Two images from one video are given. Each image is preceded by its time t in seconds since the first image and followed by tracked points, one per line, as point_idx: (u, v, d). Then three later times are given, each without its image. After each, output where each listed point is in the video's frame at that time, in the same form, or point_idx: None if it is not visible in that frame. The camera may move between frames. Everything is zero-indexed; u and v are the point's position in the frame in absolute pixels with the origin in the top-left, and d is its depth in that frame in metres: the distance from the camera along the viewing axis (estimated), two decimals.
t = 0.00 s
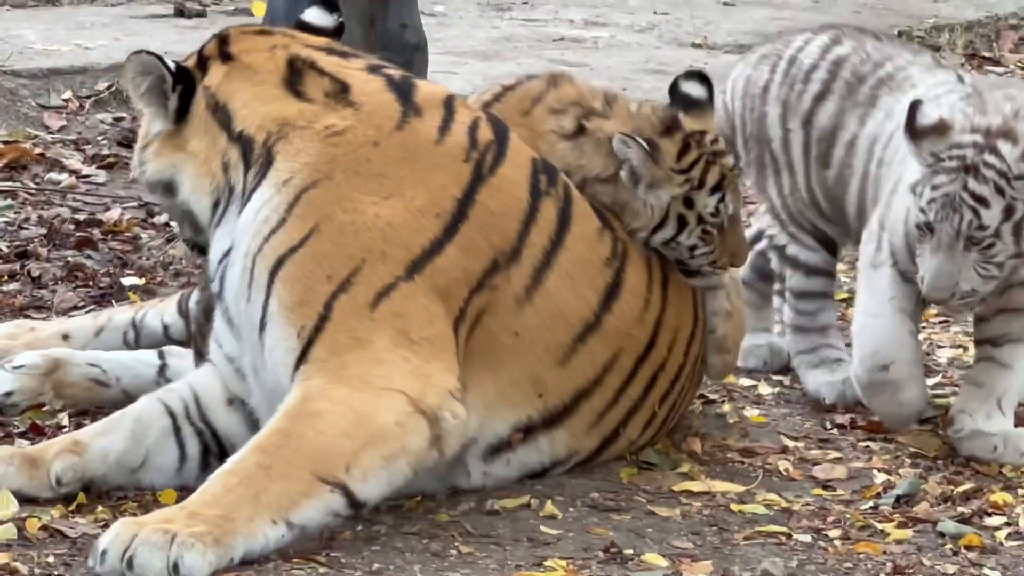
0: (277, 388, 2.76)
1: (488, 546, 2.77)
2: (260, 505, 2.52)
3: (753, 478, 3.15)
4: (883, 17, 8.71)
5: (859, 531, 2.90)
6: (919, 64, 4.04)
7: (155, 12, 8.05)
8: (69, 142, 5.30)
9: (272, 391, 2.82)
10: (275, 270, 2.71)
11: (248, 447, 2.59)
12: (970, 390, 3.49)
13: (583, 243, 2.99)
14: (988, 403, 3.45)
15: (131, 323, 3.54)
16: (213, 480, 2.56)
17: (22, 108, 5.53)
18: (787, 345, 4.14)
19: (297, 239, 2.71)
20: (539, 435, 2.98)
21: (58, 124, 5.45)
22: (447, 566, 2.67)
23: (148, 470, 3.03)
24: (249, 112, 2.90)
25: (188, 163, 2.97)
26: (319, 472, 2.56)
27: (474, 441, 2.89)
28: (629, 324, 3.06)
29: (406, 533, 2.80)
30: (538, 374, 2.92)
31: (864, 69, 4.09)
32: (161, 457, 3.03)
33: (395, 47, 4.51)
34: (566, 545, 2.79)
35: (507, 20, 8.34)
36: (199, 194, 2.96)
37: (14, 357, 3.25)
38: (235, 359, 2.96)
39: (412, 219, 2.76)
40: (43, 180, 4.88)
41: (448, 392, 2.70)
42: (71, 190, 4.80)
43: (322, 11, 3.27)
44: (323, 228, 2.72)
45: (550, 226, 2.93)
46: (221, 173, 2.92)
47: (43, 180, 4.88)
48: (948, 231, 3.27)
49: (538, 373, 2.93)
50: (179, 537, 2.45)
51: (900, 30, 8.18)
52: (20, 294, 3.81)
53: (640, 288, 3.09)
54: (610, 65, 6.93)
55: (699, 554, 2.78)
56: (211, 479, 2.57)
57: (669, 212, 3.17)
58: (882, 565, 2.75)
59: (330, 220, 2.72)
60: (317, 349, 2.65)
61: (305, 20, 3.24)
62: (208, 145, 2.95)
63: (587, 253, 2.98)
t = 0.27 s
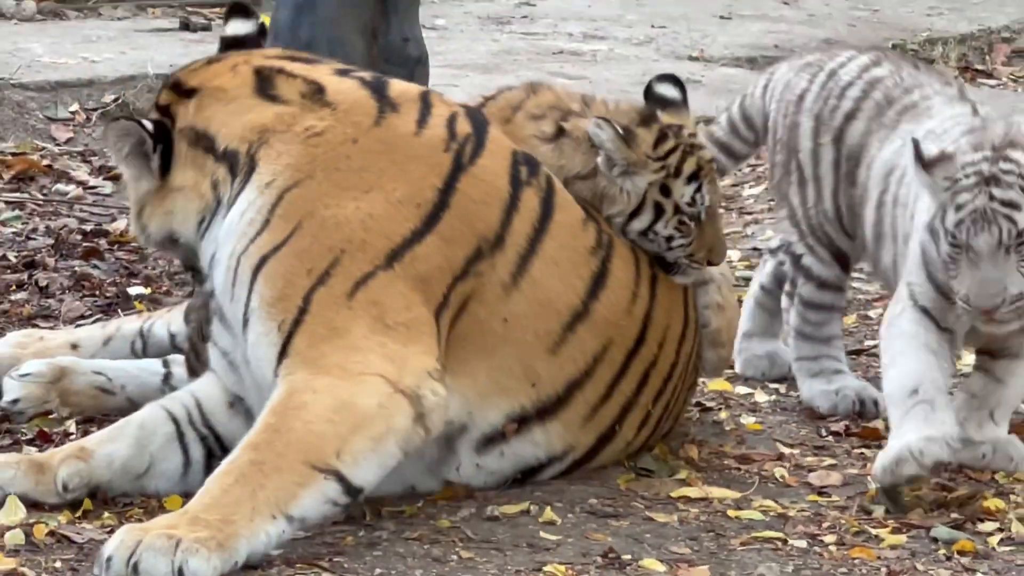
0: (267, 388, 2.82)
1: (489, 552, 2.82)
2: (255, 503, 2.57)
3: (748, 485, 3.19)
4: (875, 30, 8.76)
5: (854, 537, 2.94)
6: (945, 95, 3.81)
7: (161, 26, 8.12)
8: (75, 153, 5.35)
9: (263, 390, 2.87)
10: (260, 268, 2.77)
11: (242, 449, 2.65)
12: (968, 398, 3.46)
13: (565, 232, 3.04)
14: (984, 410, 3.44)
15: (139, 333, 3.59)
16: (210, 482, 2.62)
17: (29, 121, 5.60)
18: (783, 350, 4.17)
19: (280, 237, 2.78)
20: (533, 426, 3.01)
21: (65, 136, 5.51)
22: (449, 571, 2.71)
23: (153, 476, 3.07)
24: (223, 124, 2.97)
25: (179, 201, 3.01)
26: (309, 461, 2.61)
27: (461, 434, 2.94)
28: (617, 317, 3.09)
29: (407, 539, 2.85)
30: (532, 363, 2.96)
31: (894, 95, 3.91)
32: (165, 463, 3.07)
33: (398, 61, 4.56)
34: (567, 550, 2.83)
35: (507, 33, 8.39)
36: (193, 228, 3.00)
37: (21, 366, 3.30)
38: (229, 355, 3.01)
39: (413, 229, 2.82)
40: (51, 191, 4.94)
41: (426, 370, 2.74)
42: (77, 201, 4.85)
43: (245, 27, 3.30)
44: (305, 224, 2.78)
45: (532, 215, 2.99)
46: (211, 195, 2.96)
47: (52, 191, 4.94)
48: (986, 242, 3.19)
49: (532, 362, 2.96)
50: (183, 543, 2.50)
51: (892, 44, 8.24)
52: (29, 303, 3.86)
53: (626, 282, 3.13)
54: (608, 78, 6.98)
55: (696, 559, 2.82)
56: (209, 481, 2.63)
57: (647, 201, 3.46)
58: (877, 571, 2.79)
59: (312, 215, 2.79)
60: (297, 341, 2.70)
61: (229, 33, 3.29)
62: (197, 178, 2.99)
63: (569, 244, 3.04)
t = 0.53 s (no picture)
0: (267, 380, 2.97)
1: (485, 541, 2.97)
2: (260, 491, 2.72)
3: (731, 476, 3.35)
4: (853, 45, 8.95)
5: (832, 527, 3.09)
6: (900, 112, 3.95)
7: (171, 40, 8.28)
8: (92, 162, 5.52)
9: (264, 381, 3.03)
10: (261, 267, 2.92)
11: (244, 438, 2.80)
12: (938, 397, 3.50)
13: (555, 230, 3.20)
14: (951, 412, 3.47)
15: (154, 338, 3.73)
16: (215, 472, 2.77)
17: (49, 131, 5.77)
18: (767, 349, 4.31)
19: (280, 237, 2.93)
20: (527, 416, 3.15)
21: (83, 146, 5.68)
22: (447, 560, 2.87)
23: (164, 468, 3.22)
24: (226, 134, 3.10)
25: (187, 212, 3.12)
26: (308, 448, 2.75)
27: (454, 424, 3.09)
28: (604, 311, 3.25)
29: (407, 529, 3.01)
30: (521, 356, 3.10)
31: (855, 111, 4.04)
32: (173, 457, 3.22)
33: (397, 75, 4.71)
34: (559, 540, 2.99)
35: (500, 47, 8.56)
36: (201, 236, 3.11)
37: (38, 365, 3.45)
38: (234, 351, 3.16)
39: (414, 233, 2.98)
40: (67, 200, 5.10)
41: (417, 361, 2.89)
42: (93, 209, 5.01)
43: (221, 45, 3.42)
44: (305, 226, 2.93)
45: (523, 212, 3.15)
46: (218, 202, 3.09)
47: (68, 199, 5.10)
48: (965, 303, 3.18)
49: (522, 354, 3.10)
50: (194, 533, 2.65)
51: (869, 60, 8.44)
52: (47, 305, 4.01)
53: (613, 280, 3.28)
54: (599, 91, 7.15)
55: (682, 549, 2.98)
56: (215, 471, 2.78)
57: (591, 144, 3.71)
58: (853, 559, 2.95)
59: (312, 217, 2.94)
60: (295, 336, 2.86)
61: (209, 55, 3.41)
62: (205, 189, 3.11)
63: (558, 241, 3.19)
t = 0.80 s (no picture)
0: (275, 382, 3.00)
1: (479, 538, 2.99)
2: (262, 495, 2.76)
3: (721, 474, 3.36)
4: (844, 45, 8.96)
5: (824, 524, 3.11)
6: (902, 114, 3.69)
7: (166, 41, 8.31)
8: (88, 162, 5.54)
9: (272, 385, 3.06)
10: (274, 274, 2.94)
11: (250, 439, 2.83)
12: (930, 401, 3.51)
13: (566, 241, 3.21)
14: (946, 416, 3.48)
15: (152, 340, 3.74)
16: (217, 472, 2.80)
17: (46, 131, 5.79)
18: (759, 347, 4.31)
19: (293, 245, 2.94)
20: (529, 422, 3.20)
21: (78, 145, 5.70)
22: (442, 556, 2.88)
23: (161, 468, 3.24)
24: (239, 138, 3.11)
25: (195, 210, 3.15)
26: (312, 456, 2.79)
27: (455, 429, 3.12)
28: (610, 318, 3.27)
29: (401, 526, 3.02)
30: (528, 365, 3.14)
31: (855, 119, 3.81)
32: (172, 456, 3.24)
33: (393, 75, 4.73)
34: (553, 537, 3.01)
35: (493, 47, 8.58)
36: (209, 237, 3.13)
37: (35, 363, 3.48)
38: (242, 356, 3.19)
39: (427, 245, 3.00)
40: (64, 198, 5.12)
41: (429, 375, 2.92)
42: (89, 207, 5.03)
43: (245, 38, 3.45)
44: (319, 235, 2.94)
45: (532, 222, 3.17)
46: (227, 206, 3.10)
47: (64, 198, 5.12)
48: (862, 297, 3.06)
49: (528, 363, 3.14)
50: (190, 529, 2.69)
51: (860, 61, 8.45)
52: (44, 303, 4.03)
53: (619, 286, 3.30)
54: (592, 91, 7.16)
55: (675, 546, 2.99)
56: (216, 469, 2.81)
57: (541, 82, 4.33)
58: (844, 556, 2.96)
59: (325, 226, 2.95)
60: (307, 344, 2.88)
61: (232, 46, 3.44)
62: (214, 186, 3.13)
63: (569, 252, 3.20)
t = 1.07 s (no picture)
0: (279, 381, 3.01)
1: (473, 532, 2.99)
2: (258, 496, 2.77)
3: (713, 469, 3.36)
4: (837, 39, 8.95)
5: (817, 518, 3.11)
6: (948, 132, 3.78)
7: (159, 36, 8.31)
8: (83, 156, 5.55)
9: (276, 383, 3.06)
10: (280, 272, 2.95)
11: (250, 437, 2.84)
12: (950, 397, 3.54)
13: (573, 247, 3.21)
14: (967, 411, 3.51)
15: (146, 337, 3.75)
16: (215, 470, 2.81)
17: (39, 125, 5.80)
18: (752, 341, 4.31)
19: (299, 243, 2.95)
20: (527, 427, 3.21)
21: (73, 140, 5.71)
22: (435, 550, 2.89)
23: (155, 465, 3.24)
24: (251, 132, 3.13)
25: (200, 198, 3.18)
26: (309, 458, 2.80)
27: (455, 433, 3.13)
28: (613, 324, 3.27)
29: (394, 520, 3.02)
30: (530, 369, 3.14)
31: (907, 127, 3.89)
32: (167, 452, 3.24)
33: (384, 68, 4.73)
34: (546, 531, 3.01)
35: (486, 41, 8.58)
36: (214, 226, 3.17)
37: (28, 357, 3.48)
38: (245, 354, 3.19)
39: (435, 250, 3.00)
40: (58, 192, 5.12)
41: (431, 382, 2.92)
42: (83, 201, 5.03)
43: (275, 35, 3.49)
44: (325, 233, 2.94)
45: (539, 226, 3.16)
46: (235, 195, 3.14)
47: (58, 192, 5.13)
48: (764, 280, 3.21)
49: (531, 368, 3.14)
50: (184, 525, 2.69)
51: (853, 54, 8.44)
52: (37, 297, 4.03)
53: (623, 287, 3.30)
54: (585, 85, 7.16)
55: (668, 540, 2.99)
56: (214, 468, 2.82)
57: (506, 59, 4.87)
58: (838, 550, 2.96)
59: (331, 224, 2.95)
60: (311, 344, 2.89)
61: (264, 41, 3.47)
62: (221, 174, 3.16)
63: (574, 258, 3.20)
